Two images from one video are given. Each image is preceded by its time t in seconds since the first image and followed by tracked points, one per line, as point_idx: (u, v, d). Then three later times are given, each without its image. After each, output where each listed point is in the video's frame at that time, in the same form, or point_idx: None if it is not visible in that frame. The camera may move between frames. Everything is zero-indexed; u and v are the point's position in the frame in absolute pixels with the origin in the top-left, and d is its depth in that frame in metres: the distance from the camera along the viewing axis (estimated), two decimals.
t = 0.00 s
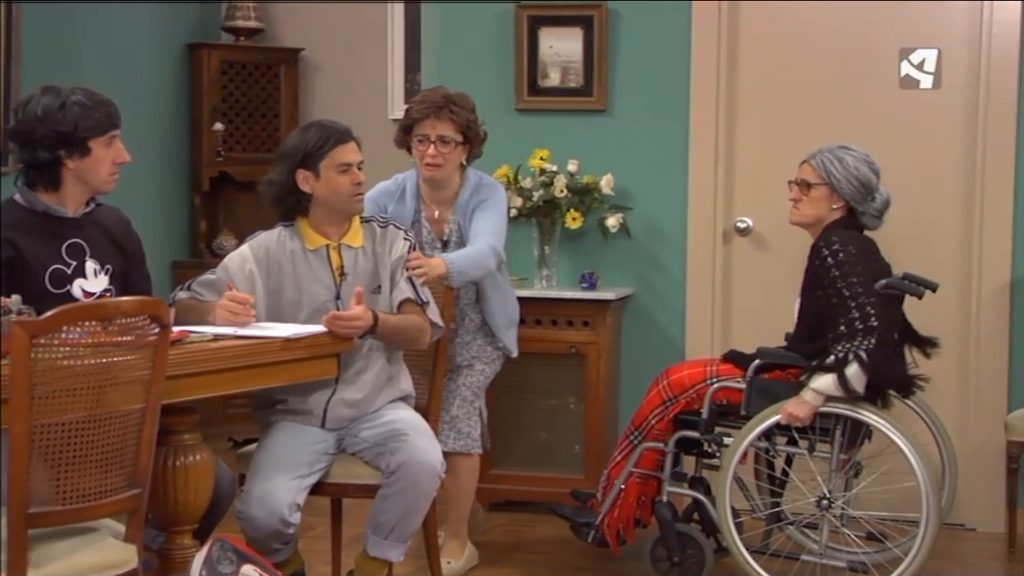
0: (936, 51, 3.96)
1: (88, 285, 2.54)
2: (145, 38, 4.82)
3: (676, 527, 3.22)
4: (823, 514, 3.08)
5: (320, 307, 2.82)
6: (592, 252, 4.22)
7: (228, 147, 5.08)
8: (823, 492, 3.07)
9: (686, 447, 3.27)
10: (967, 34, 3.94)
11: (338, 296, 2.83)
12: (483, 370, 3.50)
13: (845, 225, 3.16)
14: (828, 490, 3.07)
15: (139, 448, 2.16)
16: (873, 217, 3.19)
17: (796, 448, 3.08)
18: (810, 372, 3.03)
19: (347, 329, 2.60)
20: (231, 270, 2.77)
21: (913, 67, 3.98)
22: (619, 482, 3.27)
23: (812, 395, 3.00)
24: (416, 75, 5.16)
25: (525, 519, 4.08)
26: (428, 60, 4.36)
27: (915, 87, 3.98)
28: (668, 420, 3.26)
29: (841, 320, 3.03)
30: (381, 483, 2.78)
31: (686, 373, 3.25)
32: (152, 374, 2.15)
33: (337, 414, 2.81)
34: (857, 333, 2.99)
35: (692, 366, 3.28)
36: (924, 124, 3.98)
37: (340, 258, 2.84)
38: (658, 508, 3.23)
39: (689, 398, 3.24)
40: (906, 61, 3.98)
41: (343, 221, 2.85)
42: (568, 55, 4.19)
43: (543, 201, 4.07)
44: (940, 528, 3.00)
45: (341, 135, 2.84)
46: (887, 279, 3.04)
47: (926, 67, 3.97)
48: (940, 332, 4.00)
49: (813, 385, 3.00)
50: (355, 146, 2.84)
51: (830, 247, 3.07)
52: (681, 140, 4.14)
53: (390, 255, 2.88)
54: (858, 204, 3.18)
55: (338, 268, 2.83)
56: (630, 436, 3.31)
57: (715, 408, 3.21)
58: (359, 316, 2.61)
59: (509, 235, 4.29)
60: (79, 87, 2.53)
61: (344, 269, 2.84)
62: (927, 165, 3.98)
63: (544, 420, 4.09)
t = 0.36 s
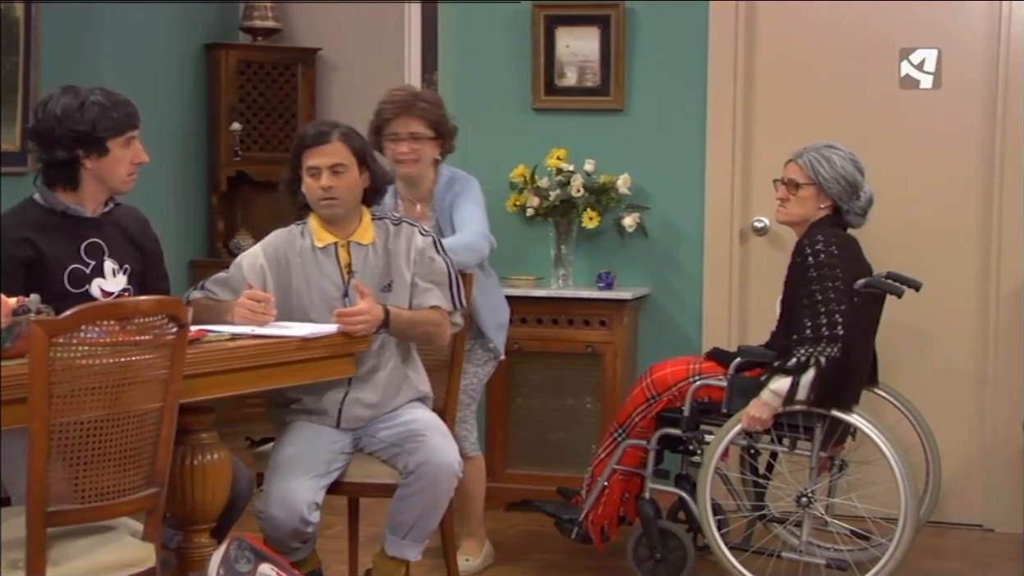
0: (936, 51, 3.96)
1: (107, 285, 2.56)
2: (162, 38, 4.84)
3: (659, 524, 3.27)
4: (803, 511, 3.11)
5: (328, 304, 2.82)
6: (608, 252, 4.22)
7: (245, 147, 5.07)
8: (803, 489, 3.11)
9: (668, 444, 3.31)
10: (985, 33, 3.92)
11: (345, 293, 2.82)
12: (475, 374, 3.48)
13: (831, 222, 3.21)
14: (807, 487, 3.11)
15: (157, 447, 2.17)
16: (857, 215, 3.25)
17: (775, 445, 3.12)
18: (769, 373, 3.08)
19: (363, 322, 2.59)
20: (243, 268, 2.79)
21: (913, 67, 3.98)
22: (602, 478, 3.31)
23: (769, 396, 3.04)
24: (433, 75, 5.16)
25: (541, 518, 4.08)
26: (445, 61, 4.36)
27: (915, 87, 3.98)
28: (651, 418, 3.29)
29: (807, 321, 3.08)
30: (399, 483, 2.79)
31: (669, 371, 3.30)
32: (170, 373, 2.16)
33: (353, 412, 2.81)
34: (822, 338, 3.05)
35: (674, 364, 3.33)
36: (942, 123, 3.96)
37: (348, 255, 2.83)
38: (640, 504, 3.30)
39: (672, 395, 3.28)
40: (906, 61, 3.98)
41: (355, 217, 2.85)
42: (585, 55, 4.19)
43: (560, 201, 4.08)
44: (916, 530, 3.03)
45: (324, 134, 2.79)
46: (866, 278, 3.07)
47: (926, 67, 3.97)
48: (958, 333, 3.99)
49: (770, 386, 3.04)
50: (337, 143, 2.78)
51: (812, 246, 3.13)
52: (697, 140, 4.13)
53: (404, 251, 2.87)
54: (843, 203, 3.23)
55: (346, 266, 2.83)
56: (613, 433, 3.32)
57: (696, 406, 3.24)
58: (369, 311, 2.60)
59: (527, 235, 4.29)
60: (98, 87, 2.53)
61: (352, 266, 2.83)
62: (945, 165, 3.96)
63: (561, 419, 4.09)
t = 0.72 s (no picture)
0: (936, 50, 3.96)
1: (119, 285, 2.56)
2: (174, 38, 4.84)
3: (630, 519, 3.36)
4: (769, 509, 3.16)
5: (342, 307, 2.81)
6: (619, 252, 4.22)
7: (257, 146, 5.08)
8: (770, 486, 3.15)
9: (640, 439, 3.38)
10: (997, 32, 3.90)
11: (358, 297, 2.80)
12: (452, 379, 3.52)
13: (804, 221, 3.19)
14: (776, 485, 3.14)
15: (169, 446, 2.17)
16: (831, 210, 3.24)
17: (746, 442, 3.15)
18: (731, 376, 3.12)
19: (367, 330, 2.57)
20: (278, 260, 2.84)
21: (913, 67, 3.97)
22: (575, 474, 3.36)
23: (733, 400, 3.09)
24: (444, 74, 5.20)
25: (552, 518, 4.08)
26: (456, 62, 4.35)
27: (915, 87, 3.97)
28: (624, 414, 3.34)
29: (765, 321, 3.12)
30: (411, 484, 2.78)
31: (643, 368, 3.32)
32: (181, 372, 2.16)
33: (362, 415, 2.81)
34: (778, 340, 3.09)
35: (648, 361, 3.35)
36: (954, 123, 3.95)
37: (366, 259, 2.82)
38: (612, 498, 3.36)
39: (645, 392, 3.31)
40: (906, 61, 3.98)
41: (378, 223, 2.82)
42: (596, 54, 4.18)
43: (572, 200, 4.08)
44: (876, 538, 3.07)
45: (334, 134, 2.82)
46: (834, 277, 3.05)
47: (926, 68, 3.97)
48: (970, 332, 3.98)
49: (732, 391, 3.09)
50: (338, 142, 2.79)
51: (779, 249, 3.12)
52: (708, 140, 4.13)
53: (424, 264, 2.82)
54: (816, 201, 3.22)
55: (362, 269, 2.81)
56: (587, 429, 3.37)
57: (667, 403, 3.31)
58: (375, 309, 2.58)
59: (539, 235, 4.29)
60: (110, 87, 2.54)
61: (368, 271, 2.81)
62: (958, 164, 3.95)
63: (573, 419, 4.10)
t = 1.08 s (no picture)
0: (936, 50, 3.96)
1: (134, 285, 2.56)
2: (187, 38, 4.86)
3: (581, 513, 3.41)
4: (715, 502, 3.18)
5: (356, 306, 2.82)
6: (632, 251, 4.21)
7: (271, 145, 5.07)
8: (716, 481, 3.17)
9: (592, 433, 3.42)
10: (1012, 31, 3.89)
11: (372, 296, 2.82)
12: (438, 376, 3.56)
13: (741, 221, 3.23)
14: (720, 479, 3.16)
15: (183, 445, 2.18)
16: (764, 204, 3.28)
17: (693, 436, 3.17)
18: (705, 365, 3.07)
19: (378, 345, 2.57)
20: (294, 260, 2.85)
21: (913, 67, 3.97)
22: (526, 468, 3.40)
23: (706, 390, 3.06)
24: (457, 73, 5.19)
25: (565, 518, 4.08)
26: (469, 62, 4.36)
27: (915, 87, 3.97)
28: (576, 409, 3.39)
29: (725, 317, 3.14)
30: (427, 483, 2.79)
31: (595, 364, 3.37)
32: (195, 371, 2.17)
33: (377, 413, 2.81)
34: (747, 329, 3.09)
35: (601, 357, 3.39)
36: (968, 122, 3.94)
37: (381, 258, 2.82)
38: (563, 492, 3.41)
39: (596, 387, 3.36)
40: (906, 61, 3.98)
41: (393, 222, 2.83)
42: (609, 53, 4.18)
43: (585, 199, 4.08)
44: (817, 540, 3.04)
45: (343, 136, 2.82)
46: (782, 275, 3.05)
47: (926, 67, 3.96)
48: (984, 332, 3.96)
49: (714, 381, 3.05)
50: (347, 145, 2.79)
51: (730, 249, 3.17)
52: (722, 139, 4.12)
53: (437, 262, 2.82)
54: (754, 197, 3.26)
55: (377, 268, 2.82)
56: (540, 423, 3.42)
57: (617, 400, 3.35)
58: (387, 318, 2.59)
59: (552, 235, 4.28)
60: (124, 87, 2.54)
61: (383, 269, 2.82)
62: (972, 164, 3.94)
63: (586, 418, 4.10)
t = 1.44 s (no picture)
0: (937, 50, 3.95)
1: (152, 284, 2.57)
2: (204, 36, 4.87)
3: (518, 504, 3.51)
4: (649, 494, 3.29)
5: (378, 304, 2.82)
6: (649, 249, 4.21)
7: (287, 143, 5.07)
8: (650, 472, 3.29)
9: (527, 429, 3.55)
10: None
11: (395, 293, 2.81)
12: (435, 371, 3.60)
13: (672, 214, 3.37)
14: (654, 471, 3.29)
15: (200, 442, 2.18)
16: (695, 195, 3.42)
17: (630, 430, 3.28)
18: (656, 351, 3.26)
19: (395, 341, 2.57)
20: (308, 262, 2.82)
21: (914, 67, 3.97)
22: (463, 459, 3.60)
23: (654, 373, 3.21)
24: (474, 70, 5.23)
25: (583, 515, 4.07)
26: (486, 59, 4.35)
27: (915, 87, 3.97)
28: (510, 404, 3.59)
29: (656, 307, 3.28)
30: (446, 480, 2.80)
31: (529, 357, 3.55)
32: (213, 368, 2.17)
33: (396, 411, 2.81)
34: (693, 310, 3.22)
35: (535, 351, 3.58)
36: (986, 119, 3.93)
37: (401, 255, 2.82)
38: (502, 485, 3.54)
39: (530, 380, 3.53)
40: (908, 61, 3.98)
41: (414, 219, 2.84)
42: (626, 50, 4.18)
43: (601, 197, 4.06)
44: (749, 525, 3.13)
45: (368, 130, 2.83)
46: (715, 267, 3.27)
47: (926, 68, 3.96)
48: (1002, 329, 3.95)
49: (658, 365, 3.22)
50: (376, 139, 2.80)
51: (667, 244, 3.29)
52: (740, 136, 4.11)
53: (456, 259, 2.83)
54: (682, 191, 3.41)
55: (398, 265, 2.82)
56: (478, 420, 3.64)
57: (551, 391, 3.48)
58: (404, 317, 2.59)
59: (569, 233, 4.28)
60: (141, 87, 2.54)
61: (404, 266, 2.82)
62: (991, 160, 3.92)
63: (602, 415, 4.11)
